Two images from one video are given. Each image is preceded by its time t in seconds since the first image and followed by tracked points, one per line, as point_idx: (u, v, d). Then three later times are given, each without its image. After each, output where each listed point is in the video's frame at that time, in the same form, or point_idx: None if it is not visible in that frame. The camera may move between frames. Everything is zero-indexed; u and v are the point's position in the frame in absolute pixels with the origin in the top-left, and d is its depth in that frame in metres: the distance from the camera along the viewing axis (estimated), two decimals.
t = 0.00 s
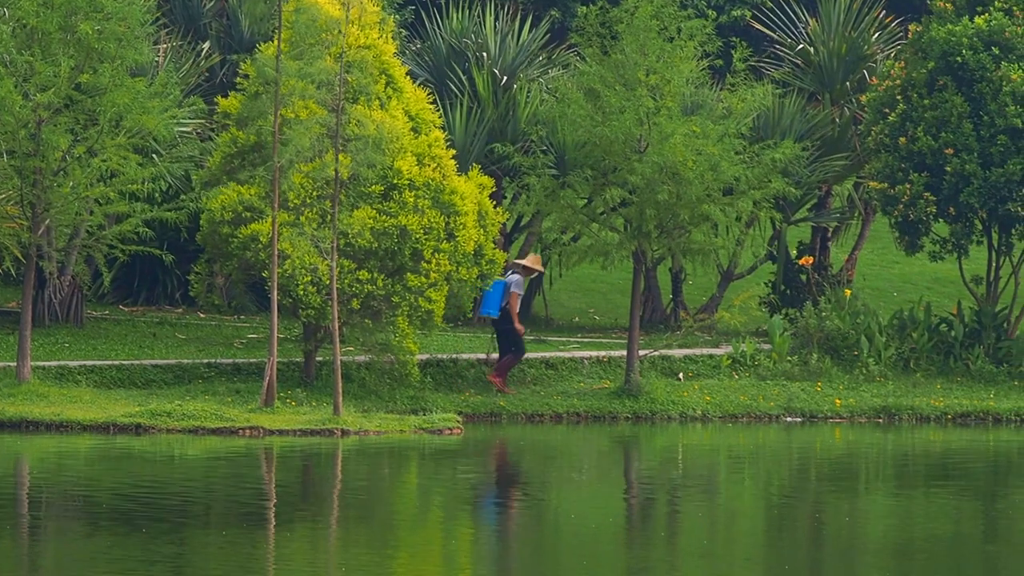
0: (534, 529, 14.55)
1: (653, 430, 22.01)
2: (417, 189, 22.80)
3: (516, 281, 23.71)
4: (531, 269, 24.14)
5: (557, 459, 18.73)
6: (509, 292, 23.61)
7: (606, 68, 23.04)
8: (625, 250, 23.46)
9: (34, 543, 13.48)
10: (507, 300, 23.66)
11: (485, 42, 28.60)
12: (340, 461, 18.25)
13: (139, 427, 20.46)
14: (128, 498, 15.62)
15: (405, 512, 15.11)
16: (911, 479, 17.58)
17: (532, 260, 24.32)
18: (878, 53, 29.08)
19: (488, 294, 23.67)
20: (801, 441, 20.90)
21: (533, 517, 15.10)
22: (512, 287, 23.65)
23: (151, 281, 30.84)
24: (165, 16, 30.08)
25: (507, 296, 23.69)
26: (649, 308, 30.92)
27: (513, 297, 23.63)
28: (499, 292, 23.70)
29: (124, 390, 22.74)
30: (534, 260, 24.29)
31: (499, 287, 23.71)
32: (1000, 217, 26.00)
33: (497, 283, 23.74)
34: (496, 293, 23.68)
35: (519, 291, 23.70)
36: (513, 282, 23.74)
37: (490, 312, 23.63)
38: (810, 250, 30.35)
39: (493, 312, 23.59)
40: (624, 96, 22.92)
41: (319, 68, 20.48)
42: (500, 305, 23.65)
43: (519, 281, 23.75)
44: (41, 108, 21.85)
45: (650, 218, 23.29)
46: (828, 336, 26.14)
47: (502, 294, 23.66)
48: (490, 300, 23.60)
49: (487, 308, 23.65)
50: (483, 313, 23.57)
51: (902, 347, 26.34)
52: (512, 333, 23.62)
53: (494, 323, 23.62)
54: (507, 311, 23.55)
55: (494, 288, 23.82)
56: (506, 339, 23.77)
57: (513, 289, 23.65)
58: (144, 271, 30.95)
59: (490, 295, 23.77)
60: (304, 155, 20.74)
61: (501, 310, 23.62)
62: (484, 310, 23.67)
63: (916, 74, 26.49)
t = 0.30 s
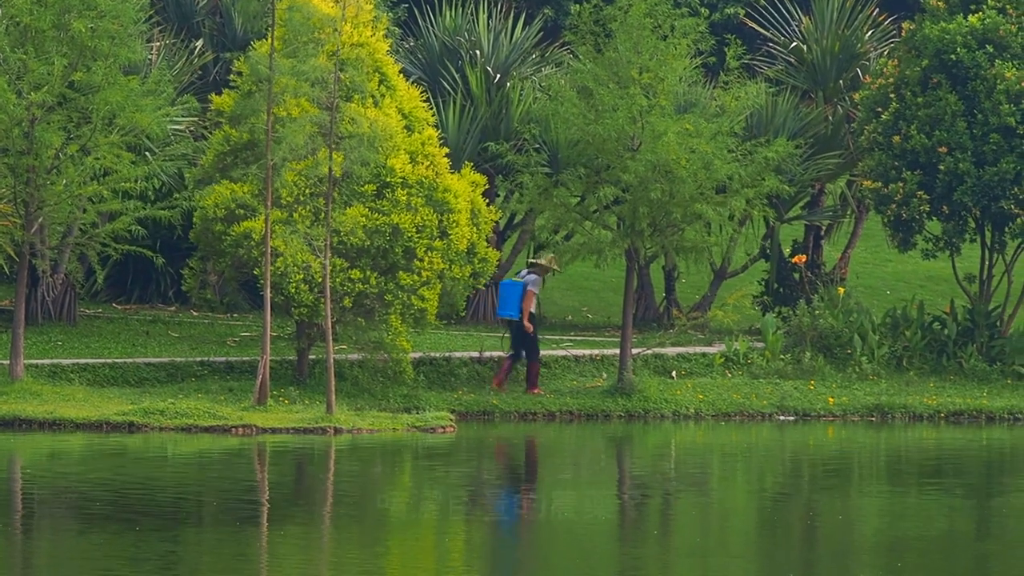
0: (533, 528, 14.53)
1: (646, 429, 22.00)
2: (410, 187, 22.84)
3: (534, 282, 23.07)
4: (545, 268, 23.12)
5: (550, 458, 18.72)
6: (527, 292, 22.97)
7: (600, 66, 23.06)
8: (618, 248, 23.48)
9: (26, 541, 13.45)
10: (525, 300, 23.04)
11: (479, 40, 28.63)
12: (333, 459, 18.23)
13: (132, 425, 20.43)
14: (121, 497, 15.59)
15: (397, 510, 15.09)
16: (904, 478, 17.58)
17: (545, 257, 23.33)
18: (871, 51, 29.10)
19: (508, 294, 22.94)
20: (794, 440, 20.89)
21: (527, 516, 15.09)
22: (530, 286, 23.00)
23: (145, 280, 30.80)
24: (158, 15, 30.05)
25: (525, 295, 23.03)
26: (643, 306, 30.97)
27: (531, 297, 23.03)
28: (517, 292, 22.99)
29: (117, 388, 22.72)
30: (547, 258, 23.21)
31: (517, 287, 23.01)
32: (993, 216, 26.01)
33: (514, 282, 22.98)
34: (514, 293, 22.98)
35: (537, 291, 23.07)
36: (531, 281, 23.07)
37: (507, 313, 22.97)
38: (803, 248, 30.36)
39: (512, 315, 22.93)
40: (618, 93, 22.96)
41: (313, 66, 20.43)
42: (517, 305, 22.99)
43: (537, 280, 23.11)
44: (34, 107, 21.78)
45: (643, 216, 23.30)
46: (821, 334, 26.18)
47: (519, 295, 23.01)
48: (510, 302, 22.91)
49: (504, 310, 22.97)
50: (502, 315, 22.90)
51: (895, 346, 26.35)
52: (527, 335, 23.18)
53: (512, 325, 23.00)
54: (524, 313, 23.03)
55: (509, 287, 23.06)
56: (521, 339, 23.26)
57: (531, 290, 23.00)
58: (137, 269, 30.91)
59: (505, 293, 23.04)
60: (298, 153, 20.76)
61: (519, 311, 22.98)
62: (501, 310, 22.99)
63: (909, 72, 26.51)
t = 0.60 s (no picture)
0: (526, 528, 14.53)
1: (636, 429, 22.02)
2: (400, 187, 22.83)
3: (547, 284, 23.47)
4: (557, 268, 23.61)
5: (540, 458, 18.74)
6: (542, 292, 23.36)
7: (590, 67, 23.05)
8: (608, 248, 23.52)
9: (15, 542, 13.44)
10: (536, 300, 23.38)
11: (469, 40, 28.61)
12: (323, 459, 18.25)
13: (121, 425, 20.42)
14: (110, 497, 15.58)
15: (387, 510, 15.10)
16: (893, 479, 17.61)
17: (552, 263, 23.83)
18: (861, 51, 29.15)
19: (525, 292, 23.17)
20: (784, 440, 20.92)
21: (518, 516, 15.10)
22: (545, 287, 23.43)
23: (134, 280, 30.79)
24: (148, 15, 30.02)
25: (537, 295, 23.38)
26: (632, 306, 30.96)
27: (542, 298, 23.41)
28: (532, 291, 23.29)
29: (107, 388, 22.70)
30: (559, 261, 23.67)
31: (532, 287, 23.30)
32: (983, 216, 26.05)
33: (531, 281, 23.28)
34: (530, 291, 23.26)
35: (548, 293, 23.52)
36: (544, 282, 23.48)
37: (520, 310, 23.14)
38: (793, 248, 30.43)
39: (527, 311, 23.13)
40: (608, 94, 22.91)
41: (303, 66, 20.38)
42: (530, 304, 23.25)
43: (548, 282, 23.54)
44: (24, 107, 21.74)
45: (633, 216, 23.32)
46: (811, 334, 26.22)
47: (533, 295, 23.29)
48: (526, 299, 23.13)
49: (520, 305, 23.14)
50: (520, 311, 23.05)
51: (885, 346, 26.40)
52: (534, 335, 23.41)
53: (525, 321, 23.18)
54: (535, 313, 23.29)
55: (523, 286, 23.30)
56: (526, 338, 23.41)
57: (545, 290, 23.38)
58: (127, 269, 30.90)
59: (520, 291, 23.24)
60: (288, 152, 20.79)
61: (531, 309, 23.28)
62: (517, 307, 23.12)
63: (900, 73, 26.55)
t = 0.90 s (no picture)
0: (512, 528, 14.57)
1: (617, 430, 22.03)
2: (382, 188, 22.80)
3: (549, 282, 23.26)
4: (554, 268, 23.32)
5: (521, 459, 18.77)
6: (545, 293, 23.16)
7: (571, 68, 23.07)
8: (591, 249, 23.44)
9: None
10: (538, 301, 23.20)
11: (450, 41, 28.62)
12: (304, 460, 18.27)
13: (102, 426, 20.40)
14: (90, 497, 15.61)
15: (368, 511, 15.13)
16: (875, 479, 17.66)
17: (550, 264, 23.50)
18: (842, 53, 29.19)
19: (529, 293, 22.97)
20: (765, 441, 20.95)
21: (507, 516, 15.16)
22: (547, 287, 23.20)
23: (115, 281, 30.74)
24: (129, 17, 30.02)
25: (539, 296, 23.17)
26: (614, 307, 31.01)
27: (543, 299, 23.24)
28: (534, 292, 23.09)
29: (87, 391, 22.63)
30: (556, 259, 23.38)
31: (534, 287, 23.09)
32: (964, 217, 26.13)
33: (532, 282, 23.06)
34: (533, 292, 23.05)
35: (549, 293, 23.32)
36: (547, 282, 23.25)
37: (523, 311, 22.94)
38: (775, 249, 30.44)
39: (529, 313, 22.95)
40: (589, 95, 22.97)
41: (283, 67, 20.48)
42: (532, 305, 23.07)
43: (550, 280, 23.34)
44: (4, 108, 22.26)
45: (615, 218, 23.31)
46: (793, 335, 26.25)
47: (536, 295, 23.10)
48: (530, 300, 22.96)
49: (521, 307, 22.94)
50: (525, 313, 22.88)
51: (866, 347, 26.47)
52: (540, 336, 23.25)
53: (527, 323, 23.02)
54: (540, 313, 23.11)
55: (525, 286, 23.06)
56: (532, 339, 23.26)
57: (548, 290, 23.20)
58: (108, 270, 30.83)
59: (523, 292, 23.01)
60: (268, 153, 20.85)
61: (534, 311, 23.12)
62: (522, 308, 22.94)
63: (881, 74, 26.61)
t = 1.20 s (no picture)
0: (507, 530, 14.62)
1: (587, 430, 22.07)
2: (352, 188, 22.79)
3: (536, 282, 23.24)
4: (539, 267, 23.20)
5: (492, 459, 18.82)
6: (532, 292, 23.12)
7: (541, 68, 23.11)
8: (560, 250, 23.55)
9: None
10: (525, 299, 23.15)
11: (420, 41, 28.62)
12: (274, 460, 18.30)
13: (71, 427, 20.38)
14: (60, 497, 15.62)
15: (338, 511, 15.15)
16: (845, 479, 17.73)
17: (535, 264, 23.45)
18: (812, 53, 29.31)
19: (517, 292, 22.90)
20: (735, 441, 21.02)
21: (506, 516, 15.20)
22: (534, 287, 23.17)
23: (84, 282, 30.68)
24: (98, 16, 29.86)
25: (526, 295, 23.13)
26: (583, 307, 31.10)
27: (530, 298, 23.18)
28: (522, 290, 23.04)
29: (55, 391, 22.57)
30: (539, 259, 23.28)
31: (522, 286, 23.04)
32: (933, 217, 26.26)
33: (519, 281, 23.01)
34: (521, 290, 23.00)
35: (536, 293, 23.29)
36: (534, 281, 23.22)
37: (510, 309, 22.84)
38: (744, 249, 30.56)
39: (517, 311, 22.88)
40: (559, 96, 23.04)
41: (253, 68, 20.43)
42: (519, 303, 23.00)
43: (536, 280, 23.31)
44: None
45: (585, 218, 23.33)
46: (763, 335, 26.36)
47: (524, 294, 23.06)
48: (518, 299, 22.90)
49: (509, 305, 22.86)
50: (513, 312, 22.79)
51: (836, 347, 26.59)
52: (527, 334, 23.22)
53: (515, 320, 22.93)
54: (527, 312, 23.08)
55: (512, 285, 22.99)
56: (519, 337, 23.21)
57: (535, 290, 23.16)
58: (76, 270, 30.76)
59: (510, 291, 22.94)
60: (237, 154, 20.86)
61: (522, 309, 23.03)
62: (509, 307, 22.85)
63: (850, 74, 26.71)
